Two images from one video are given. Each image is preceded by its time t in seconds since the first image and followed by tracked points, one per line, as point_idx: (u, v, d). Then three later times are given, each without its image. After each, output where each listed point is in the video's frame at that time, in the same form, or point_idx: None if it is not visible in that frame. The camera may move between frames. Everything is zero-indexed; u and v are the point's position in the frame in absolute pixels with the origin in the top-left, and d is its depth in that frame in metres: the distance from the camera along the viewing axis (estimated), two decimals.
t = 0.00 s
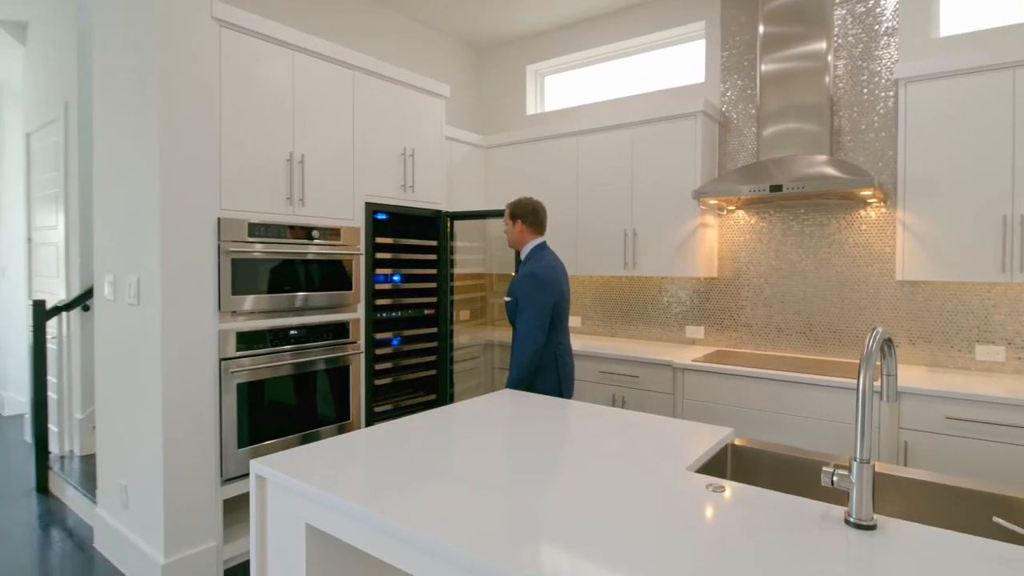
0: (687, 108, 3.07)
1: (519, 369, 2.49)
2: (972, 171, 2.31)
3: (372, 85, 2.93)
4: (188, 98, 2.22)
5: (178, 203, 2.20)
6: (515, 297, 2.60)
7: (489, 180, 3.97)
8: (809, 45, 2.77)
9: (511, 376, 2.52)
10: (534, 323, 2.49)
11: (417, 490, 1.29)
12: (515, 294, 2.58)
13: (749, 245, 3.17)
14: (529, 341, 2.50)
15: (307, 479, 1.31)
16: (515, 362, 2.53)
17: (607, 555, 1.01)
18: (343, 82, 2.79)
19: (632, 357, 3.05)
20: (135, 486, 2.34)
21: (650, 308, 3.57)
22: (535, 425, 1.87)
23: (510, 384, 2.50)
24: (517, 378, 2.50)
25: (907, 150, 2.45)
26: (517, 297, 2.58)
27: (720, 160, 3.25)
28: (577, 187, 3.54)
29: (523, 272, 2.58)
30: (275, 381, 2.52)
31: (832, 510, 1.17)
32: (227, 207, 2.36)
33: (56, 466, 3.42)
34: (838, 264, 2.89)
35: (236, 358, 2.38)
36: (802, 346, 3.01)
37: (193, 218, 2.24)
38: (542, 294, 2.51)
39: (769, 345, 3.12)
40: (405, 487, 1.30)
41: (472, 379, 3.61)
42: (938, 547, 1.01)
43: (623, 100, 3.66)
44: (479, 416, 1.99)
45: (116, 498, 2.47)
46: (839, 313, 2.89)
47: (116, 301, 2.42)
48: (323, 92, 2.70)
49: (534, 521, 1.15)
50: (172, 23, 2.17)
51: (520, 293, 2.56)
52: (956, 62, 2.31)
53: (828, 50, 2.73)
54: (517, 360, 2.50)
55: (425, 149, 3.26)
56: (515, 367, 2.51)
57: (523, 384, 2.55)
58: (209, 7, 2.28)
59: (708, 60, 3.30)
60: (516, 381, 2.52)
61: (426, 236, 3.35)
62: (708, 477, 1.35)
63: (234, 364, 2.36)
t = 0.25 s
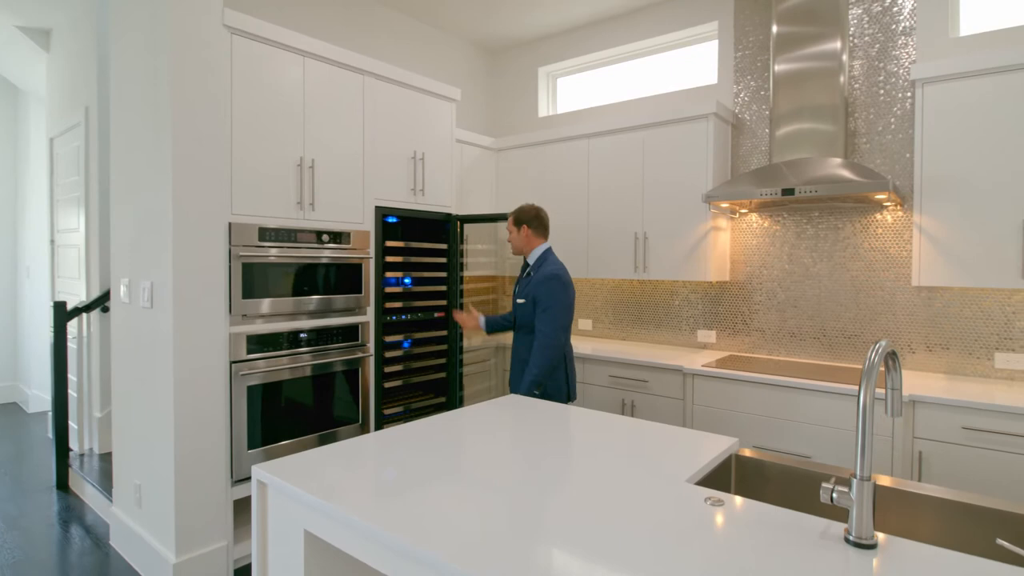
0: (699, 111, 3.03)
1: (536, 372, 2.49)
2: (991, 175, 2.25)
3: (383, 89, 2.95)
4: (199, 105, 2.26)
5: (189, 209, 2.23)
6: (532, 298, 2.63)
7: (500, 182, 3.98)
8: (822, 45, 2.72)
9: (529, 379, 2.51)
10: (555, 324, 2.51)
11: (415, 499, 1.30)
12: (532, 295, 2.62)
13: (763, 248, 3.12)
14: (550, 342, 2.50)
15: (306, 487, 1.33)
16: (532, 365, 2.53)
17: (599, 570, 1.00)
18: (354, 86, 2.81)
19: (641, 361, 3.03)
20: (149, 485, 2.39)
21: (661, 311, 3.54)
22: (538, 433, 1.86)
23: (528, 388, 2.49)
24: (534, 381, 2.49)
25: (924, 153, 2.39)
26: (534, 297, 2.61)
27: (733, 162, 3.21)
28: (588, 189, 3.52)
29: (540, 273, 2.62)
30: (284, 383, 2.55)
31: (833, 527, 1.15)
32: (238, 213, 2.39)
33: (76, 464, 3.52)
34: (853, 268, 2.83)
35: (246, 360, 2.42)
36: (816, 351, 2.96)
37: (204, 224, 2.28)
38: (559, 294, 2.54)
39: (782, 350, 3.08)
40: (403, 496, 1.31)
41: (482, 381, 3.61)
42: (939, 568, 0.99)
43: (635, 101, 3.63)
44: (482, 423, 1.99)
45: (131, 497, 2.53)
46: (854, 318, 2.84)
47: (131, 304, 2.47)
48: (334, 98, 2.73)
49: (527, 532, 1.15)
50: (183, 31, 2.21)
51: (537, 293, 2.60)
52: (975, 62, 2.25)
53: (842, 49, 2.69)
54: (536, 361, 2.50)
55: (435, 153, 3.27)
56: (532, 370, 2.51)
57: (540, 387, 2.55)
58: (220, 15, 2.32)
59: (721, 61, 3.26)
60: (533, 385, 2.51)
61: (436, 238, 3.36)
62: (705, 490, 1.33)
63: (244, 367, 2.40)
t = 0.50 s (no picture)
0: (709, 110, 2.98)
1: (556, 369, 2.56)
2: (1012, 175, 2.17)
3: (387, 91, 2.93)
4: (202, 107, 2.25)
5: (192, 212, 2.22)
6: (537, 300, 2.68)
7: (508, 183, 3.94)
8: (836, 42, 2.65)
9: (549, 378, 2.57)
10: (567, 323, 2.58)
11: (410, 512, 1.27)
12: (537, 296, 2.67)
13: (774, 251, 3.06)
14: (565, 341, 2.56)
15: (300, 498, 1.30)
16: (548, 364, 2.59)
17: None
18: (358, 87, 2.79)
19: (650, 366, 2.97)
20: (152, 490, 2.39)
21: (670, 314, 3.49)
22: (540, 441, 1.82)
23: (551, 385, 2.55)
24: (555, 378, 2.56)
25: (941, 152, 2.32)
26: (540, 298, 2.68)
27: (744, 163, 3.14)
28: (596, 190, 3.47)
29: (541, 274, 2.69)
30: (287, 388, 2.53)
31: (843, 548, 1.10)
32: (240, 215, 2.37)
33: (85, 465, 3.54)
34: (867, 271, 2.76)
35: (249, 364, 2.40)
36: (829, 356, 2.89)
37: (206, 227, 2.27)
38: (562, 290, 2.64)
39: (794, 354, 3.01)
40: (398, 509, 1.28)
41: (488, 384, 3.58)
42: None
43: (644, 101, 3.57)
44: (484, 430, 1.95)
45: (135, 500, 2.52)
46: (868, 323, 2.77)
47: (135, 307, 2.46)
48: (338, 99, 2.71)
49: (523, 550, 1.11)
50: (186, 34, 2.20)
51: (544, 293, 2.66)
52: (995, 58, 2.18)
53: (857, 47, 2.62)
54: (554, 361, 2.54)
55: (441, 154, 3.24)
56: (551, 368, 2.58)
57: (559, 384, 2.61)
58: (223, 17, 2.30)
59: (732, 59, 3.20)
60: (554, 383, 2.57)
61: (442, 240, 3.33)
62: (710, 507, 1.28)
63: (247, 371, 2.38)
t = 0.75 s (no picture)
0: (719, 108, 2.90)
1: (568, 359, 2.65)
2: None
3: (391, 90, 2.88)
4: (201, 108, 2.21)
5: (191, 215, 2.19)
6: (535, 298, 2.73)
7: (514, 183, 3.88)
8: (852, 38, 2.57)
9: (563, 370, 2.65)
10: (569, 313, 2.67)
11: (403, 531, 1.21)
12: (534, 294, 2.72)
13: (787, 252, 2.98)
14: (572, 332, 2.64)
15: (292, 516, 1.26)
16: (558, 357, 2.66)
17: None
18: (360, 86, 2.74)
19: (658, 370, 2.91)
20: (152, 496, 2.36)
21: (679, 316, 3.41)
22: (543, 451, 1.76)
23: (568, 375, 2.64)
24: (570, 368, 2.65)
25: (961, 150, 2.24)
26: (537, 295, 2.73)
27: (755, 162, 3.06)
28: (603, 190, 3.40)
29: (532, 272, 2.75)
30: (286, 392, 2.49)
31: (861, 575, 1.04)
32: (240, 217, 2.33)
33: (89, 467, 3.52)
34: (883, 274, 2.68)
35: (248, 369, 2.36)
36: (843, 361, 2.81)
37: (204, 230, 2.23)
38: (558, 283, 2.71)
39: (807, 359, 2.93)
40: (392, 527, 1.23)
41: (493, 387, 3.53)
42: None
43: (652, 98, 3.50)
44: (486, 438, 1.90)
45: (135, 506, 2.50)
46: (884, 327, 2.68)
47: (135, 310, 2.43)
48: (339, 98, 2.66)
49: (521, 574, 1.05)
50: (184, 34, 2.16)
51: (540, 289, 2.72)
52: (1020, 53, 2.09)
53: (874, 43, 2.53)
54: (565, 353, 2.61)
55: (445, 153, 3.19)
56: (563, 360, 2.65)
57: (574, 374, 2.70)
58: (222, 16, 2.26)
59: (743, 55, 3.12)
60: (570, 373, 2.65)
61: (446, 242, 3.28)
62: (718, 527, 1.21)
63: (246, 375, 2.34)
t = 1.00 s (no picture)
0: (730, 104, 2.82)
1: (571, 347, 2.57)
2: None
3: (393, 87, 2.82)
4: (197, 107, 2.16)
5: (186, 216, 2.14)
6: (529, 297, 2.69)
7: (519, 181, 3.81)
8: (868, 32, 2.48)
9: (567, 359, 2.57)
10: (563, 303, 2.62)
11: (396, 550, 1.15)
12: (528, 292, 2.68)
13: (799, 252, 2.89)
14: (567, 321, 2.59)
15: (282, 533, 1.21)
16: (561, 348, 2.59)
17: None
18: (361, 84, 2.69)
19: (666, 374, 2.83)
20: (149, 501, 2.32)
21: (687, 318, 3.34)
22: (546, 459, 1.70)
23: (572, 364, 2.55)
24: (574, 356, 2.57)
25: (982, 147, 2.15)
26: (530, 291, 2.69)
27: (767, 160, 2.98)
28: (610, 189, 3.33)
29: (521, 270, 2.72)
30: (284, 396, 2.44)
31: None
32: (237, 218, 2.28)
33: (92, 470, 3.50)
34: (899, 275, 2.59)
35: (246, 372, 2.31)
36: (857, 364, 2.73)
37: (201, 231, 2.18)
38: (546, 275, 2.67)
39: (820, 362, 2.85)
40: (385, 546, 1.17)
41: (498, 390, 3.47)
42: None
43: (661, 95, 3.42)
44: (487, 445, 1.84)
45: (133, 511, 2.46)
46: (900, 330, 2.60)
47: (131, 313, 2.39)
48: (340, 96, 2.60)
49: None
50: (180, 31, 2.11)
51: (531, 285, 2.69)
52: None
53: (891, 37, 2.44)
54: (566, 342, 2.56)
55: (448, 152, 3.13)
56: (566, 349, 2.58)
57: (578, 364, 2.62)
58: (218, 12, 2.20)
59: (754, 51, 3.03)
60: (574, 362, 2.57)
61: (450, 242, 3.22)
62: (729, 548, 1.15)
63: (243, 380, 2.29)
